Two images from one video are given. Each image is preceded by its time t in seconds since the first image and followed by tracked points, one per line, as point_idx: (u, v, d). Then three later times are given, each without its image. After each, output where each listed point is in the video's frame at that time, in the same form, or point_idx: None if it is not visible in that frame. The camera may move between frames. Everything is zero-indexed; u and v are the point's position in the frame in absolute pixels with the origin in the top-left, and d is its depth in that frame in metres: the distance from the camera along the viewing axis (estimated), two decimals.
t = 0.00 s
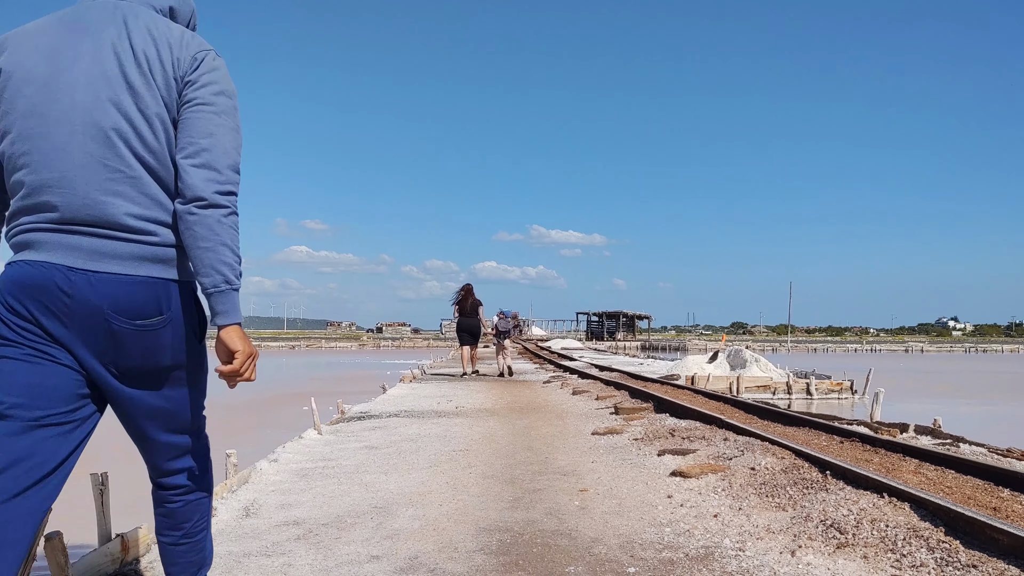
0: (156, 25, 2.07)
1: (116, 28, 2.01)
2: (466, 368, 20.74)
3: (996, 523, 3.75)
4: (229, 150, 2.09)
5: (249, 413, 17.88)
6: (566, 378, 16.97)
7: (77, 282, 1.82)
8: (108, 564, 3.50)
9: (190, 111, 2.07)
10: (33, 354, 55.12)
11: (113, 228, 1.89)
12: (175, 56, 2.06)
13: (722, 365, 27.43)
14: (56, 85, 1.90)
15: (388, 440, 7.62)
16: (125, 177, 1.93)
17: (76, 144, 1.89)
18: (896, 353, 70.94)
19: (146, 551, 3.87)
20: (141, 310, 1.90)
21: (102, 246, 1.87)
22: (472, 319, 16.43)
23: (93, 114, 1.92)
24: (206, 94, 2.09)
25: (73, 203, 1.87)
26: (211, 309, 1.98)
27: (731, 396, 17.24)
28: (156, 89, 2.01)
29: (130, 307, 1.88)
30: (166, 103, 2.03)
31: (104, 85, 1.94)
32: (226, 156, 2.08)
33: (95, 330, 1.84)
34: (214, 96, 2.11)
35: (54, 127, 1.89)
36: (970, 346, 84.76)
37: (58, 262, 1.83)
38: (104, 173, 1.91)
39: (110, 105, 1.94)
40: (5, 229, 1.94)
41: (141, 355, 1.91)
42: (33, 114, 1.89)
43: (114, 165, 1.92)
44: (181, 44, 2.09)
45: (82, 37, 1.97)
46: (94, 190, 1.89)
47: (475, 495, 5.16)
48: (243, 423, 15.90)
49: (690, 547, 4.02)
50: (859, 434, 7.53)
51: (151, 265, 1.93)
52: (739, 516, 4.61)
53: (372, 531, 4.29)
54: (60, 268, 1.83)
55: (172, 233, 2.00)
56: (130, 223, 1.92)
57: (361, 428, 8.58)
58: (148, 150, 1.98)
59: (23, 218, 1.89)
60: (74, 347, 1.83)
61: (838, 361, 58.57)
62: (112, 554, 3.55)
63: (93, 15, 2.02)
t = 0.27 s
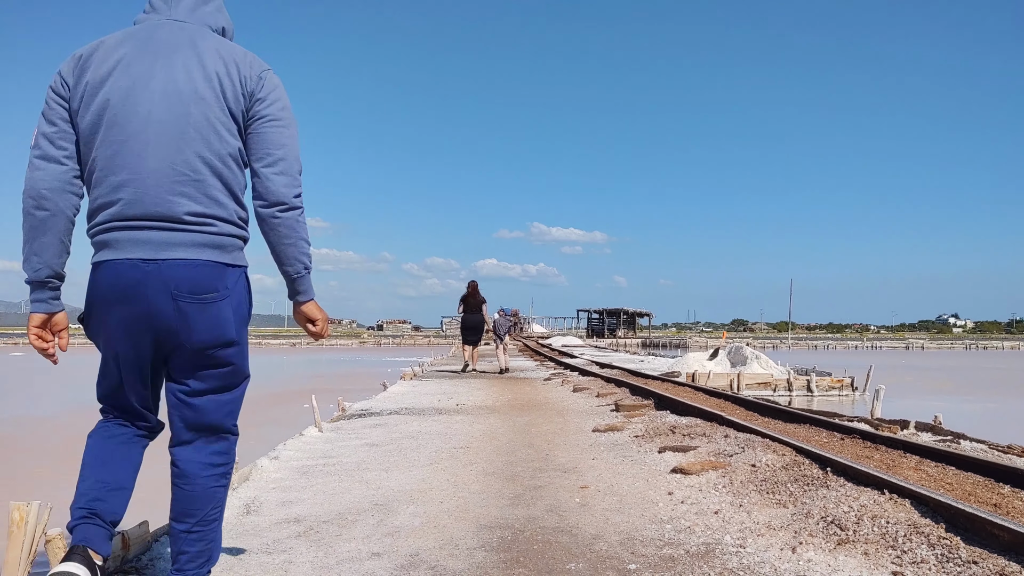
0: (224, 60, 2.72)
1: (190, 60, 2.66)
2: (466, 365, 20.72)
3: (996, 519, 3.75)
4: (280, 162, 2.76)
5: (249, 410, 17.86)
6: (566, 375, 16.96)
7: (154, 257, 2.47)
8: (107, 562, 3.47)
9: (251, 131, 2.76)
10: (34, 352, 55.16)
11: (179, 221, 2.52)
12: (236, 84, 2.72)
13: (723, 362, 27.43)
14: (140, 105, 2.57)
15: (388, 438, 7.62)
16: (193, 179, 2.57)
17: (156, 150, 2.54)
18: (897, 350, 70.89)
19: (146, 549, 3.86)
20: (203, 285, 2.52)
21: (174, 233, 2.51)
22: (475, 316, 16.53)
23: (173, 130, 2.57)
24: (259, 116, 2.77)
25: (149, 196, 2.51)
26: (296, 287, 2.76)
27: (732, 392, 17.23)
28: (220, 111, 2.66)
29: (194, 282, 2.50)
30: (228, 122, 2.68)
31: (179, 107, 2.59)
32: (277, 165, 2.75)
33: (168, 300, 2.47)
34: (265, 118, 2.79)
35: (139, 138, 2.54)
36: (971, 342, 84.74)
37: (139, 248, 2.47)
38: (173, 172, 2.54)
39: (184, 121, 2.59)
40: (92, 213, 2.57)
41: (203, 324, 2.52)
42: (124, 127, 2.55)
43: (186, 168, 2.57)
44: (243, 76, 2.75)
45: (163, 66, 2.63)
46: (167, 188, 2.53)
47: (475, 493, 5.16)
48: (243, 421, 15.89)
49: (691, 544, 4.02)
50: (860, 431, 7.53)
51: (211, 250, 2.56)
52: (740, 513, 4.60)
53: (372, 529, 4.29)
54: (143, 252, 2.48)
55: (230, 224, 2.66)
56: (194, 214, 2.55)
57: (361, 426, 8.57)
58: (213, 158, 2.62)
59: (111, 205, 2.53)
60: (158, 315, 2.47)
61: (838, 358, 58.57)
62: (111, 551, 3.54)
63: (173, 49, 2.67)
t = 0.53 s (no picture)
0: (249, 89, 2.98)
1: (217, 90, 2.90)
2: (467, 363, 20.71)
3: (997, 517, 3.75)
4: (300, 183, 3.05)
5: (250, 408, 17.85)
6: (567, 373, 16.94)
7: (184, 266, 2.71)
8: (106, 560, 3.46)
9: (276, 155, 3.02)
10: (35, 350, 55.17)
11: (210, 236, 2.76)
12: (261, 111, 2.97)
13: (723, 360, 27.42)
14: (175, 131, 2.80)
15: (389, 435, 7.61)
16: (223, 199, 2.81)
17: (190, 172, 2.78)
18: (897, 348, 70.87)
19: (146, 546, 3.85)
20: (226, 285, 2.77)
21: (203, 245, 2.74)
22: (477, 313, 16.64)
23: (204, 153, 2.81)
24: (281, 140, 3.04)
25: (184, 214, 2.75)
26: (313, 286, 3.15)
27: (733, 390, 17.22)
28: (247, 135, 2.91)
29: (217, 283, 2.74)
30: (254, 145, 2.93)
31: (209, 133, 2.83)
32: (302, 188, 3.05)
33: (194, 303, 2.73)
34: (288, 143, 3.05)
35: (174, 162, 2.78)
36: (971, 340, 84.73)
37: (173, 258, 2.71)
38: (205, 193, 2.78)
39: (215, 145, 2.83)
40: (131, 230, 2.81)
41: (223, 320, 2.76)
42: (160, 152, 2.79)
43: (216, 188, 2.80)
44: (268, 104, 3.01)
45: (193, 95, 2.87)
46: (201, 207, 2.77)
47: (476, 490, 5.15)
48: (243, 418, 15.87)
49: (691, 541, 4.01)
50: (860, 428, 7.52)
51: (234, 261, 2.81)
52: (741, 510, 4.60)
53: (372, 526, 4.29)
54: (175, 261, 2.72)
55: (256, 238, 2.92)
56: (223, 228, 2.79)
57: (362, 423, 8.57)
58: (241, 179, 2.87)
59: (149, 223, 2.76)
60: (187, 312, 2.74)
61: (839, 356, 58.55)
62: (111, 548, 3.54)
63: (202, 80, 2.91)
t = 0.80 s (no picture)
0: (246, 102, 3.24)
1: (217, 106, 3.15)
2: (467, 364, 20.72)
3: (997, 518, 3.74)
4: (295, 186, 3.32)
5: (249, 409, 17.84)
6: (566, 374, 16.94)
7: (197, 267, 2.95)
8: (104, 561, 3.45)
9: (273, 160, 3.28)
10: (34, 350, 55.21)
11: (220, 238, 3.00)
12: (258, 121, 3.22)
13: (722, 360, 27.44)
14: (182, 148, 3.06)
15: (388, 436, 7.62)
16: (229, 204, 3.07)
17: (197, 183, 3.04)
18: (896, 349, 70.96)
19: (145, 547, 3.85)
20: (238, 285, 3.02)
21: (214, 247, 2.99)
22: (477, 315, 16.64)
23: (209, 164, 3.07)
24: (277, 144, 3.29)
25: (194, 221, 3.00)
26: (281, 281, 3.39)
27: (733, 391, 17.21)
28: (246, 145, 3.16)
29: (227, 283, 2.99)
30: (253, 153, 3.18)
31: (213, 146, 3.09)
32: (290, 187, 3.31)
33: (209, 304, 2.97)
34: (283, 149, 3.31)
35: (182, 174, 3.04)
36: (970, 341, 84.79)
37: (187, 259, 2.95)
38: (212, 200, 3.04)
39: (219, 157, 3.09)
40: (144, 240, 3.06)
41: (236, 319, 3.02)
42: (169, 167, 3.04)
43: (223, 196, 3.07)
44: (263, 113, 3.26)
45: (196, 114, 3.13)
46: (209, 213, 3.02)
47: (475, 491, 5.15)
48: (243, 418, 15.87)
49: (691, 543, 4.01)
50: (859, 429, 7.52)
51: (243, 261, 3.06)
52: (740, 511, 4.59)
53: (372, 527, 4.29)
54: (187, 261, 2.95)
55: (261, 238, 3.17)
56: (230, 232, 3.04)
57: (361, 424, 8.56)
58: (244, 185, 3.13)
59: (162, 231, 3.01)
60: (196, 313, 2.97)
61: (838, 357, 58.58)
62: (111, 550, 3.54)
63: (202, 98, 3.17)
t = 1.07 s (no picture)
0: (248, 112, 3.46)
1: (221, 117, 3.38)
2: (466, 364, 20.72)
3: (996, 518, 3.74)
4: (296, 189, 3.57)
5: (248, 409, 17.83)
6: (566, 374, 16.94)
7: (206, 265, 3.24)
8: (104, 561, 3.44)
9: (274, 165, 3.52)
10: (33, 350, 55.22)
11: (225, 238, 3.28)
12: (259, 129, 3.45)
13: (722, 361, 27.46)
14: (187, 155, 3.30)
15: (387, 436, 7.62)
16: (233, 208, 3.33)
17: (202, 187, 3.29)
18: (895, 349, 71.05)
19: (145, 547, 3.85)
20: (245, 283, 3.30)
21: (220, 247, 3.27)
22: (476, 315, 16.64)
23: (213, 171, 3.32)
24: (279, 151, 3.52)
25: (201, 223, 3.26)
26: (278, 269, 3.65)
27: (732, 391, 17.21)
28: (248, 153, 3.40)
29: (235, 280, 3.27)
30: (254, 160, 3.42)
31: (216, 153, 3.33)
32: (289, 191, 3.55)
33: (222, 301, 3.27)
34: (284, 156, 3.55)
35: (188, 180, 3.29)
36: (969, 341, 84.85)
37: (197, 258, 3.24)
38: (216, 203, 3.29)
39: (222, 163, 3.34)
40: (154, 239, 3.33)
41: (248, 314, 3.32)
42: (176, 173, 3.30)
43: (228, 199, 3.32)
44: (264, 122, 3.49)
45: (200, 124, 3.36)
46: (215, 216, 3.29)
47: (475, 491, 5.15)
48: (243, 419, 15.85)
49: (691, 543, 4.01)
50: (859, 430, 7.52)
51: (249, 259, 3.34)
52: (739, 512, 4.60)
53: (371, 527, 4.28)
54: (196, 260, 3.24)
55: (263, 237, 3.43)
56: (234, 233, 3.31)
57: (360, 424, 8.56)
58: (246, 189, 3.38)
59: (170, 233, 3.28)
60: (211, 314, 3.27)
61: (837, 357, 58.62)
62: (111, 550, 3.53)
63: (207, 109, 3.40)
